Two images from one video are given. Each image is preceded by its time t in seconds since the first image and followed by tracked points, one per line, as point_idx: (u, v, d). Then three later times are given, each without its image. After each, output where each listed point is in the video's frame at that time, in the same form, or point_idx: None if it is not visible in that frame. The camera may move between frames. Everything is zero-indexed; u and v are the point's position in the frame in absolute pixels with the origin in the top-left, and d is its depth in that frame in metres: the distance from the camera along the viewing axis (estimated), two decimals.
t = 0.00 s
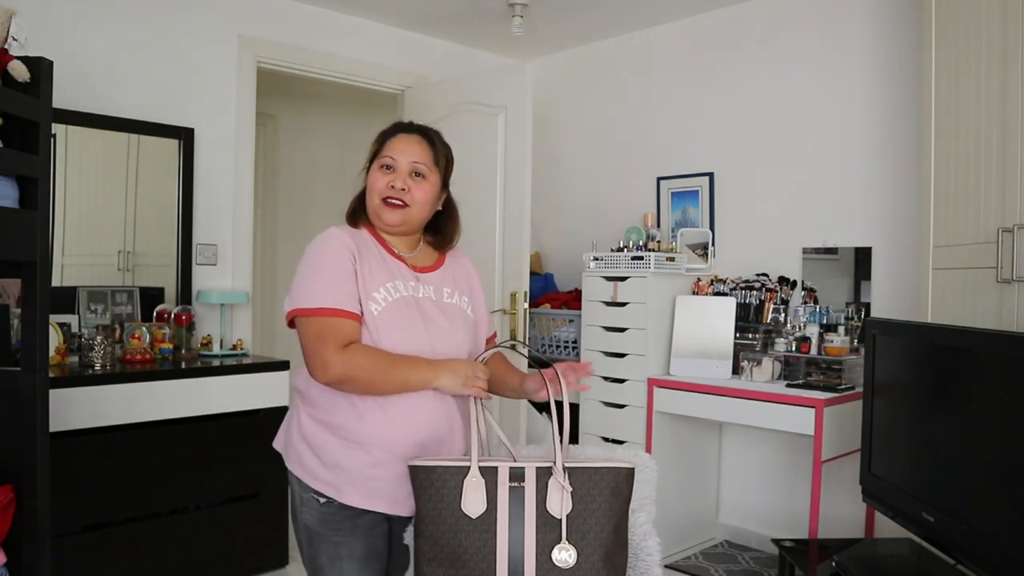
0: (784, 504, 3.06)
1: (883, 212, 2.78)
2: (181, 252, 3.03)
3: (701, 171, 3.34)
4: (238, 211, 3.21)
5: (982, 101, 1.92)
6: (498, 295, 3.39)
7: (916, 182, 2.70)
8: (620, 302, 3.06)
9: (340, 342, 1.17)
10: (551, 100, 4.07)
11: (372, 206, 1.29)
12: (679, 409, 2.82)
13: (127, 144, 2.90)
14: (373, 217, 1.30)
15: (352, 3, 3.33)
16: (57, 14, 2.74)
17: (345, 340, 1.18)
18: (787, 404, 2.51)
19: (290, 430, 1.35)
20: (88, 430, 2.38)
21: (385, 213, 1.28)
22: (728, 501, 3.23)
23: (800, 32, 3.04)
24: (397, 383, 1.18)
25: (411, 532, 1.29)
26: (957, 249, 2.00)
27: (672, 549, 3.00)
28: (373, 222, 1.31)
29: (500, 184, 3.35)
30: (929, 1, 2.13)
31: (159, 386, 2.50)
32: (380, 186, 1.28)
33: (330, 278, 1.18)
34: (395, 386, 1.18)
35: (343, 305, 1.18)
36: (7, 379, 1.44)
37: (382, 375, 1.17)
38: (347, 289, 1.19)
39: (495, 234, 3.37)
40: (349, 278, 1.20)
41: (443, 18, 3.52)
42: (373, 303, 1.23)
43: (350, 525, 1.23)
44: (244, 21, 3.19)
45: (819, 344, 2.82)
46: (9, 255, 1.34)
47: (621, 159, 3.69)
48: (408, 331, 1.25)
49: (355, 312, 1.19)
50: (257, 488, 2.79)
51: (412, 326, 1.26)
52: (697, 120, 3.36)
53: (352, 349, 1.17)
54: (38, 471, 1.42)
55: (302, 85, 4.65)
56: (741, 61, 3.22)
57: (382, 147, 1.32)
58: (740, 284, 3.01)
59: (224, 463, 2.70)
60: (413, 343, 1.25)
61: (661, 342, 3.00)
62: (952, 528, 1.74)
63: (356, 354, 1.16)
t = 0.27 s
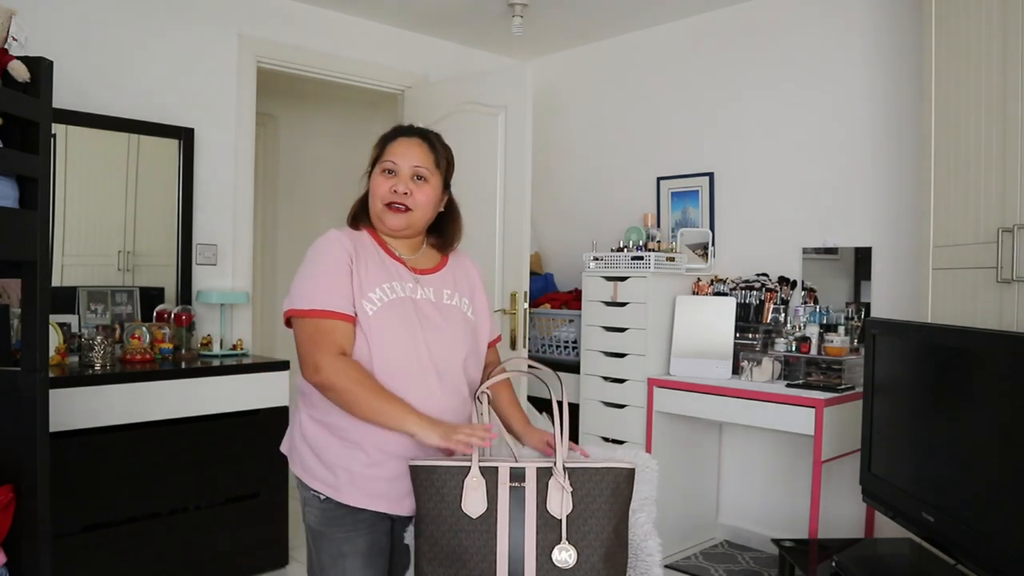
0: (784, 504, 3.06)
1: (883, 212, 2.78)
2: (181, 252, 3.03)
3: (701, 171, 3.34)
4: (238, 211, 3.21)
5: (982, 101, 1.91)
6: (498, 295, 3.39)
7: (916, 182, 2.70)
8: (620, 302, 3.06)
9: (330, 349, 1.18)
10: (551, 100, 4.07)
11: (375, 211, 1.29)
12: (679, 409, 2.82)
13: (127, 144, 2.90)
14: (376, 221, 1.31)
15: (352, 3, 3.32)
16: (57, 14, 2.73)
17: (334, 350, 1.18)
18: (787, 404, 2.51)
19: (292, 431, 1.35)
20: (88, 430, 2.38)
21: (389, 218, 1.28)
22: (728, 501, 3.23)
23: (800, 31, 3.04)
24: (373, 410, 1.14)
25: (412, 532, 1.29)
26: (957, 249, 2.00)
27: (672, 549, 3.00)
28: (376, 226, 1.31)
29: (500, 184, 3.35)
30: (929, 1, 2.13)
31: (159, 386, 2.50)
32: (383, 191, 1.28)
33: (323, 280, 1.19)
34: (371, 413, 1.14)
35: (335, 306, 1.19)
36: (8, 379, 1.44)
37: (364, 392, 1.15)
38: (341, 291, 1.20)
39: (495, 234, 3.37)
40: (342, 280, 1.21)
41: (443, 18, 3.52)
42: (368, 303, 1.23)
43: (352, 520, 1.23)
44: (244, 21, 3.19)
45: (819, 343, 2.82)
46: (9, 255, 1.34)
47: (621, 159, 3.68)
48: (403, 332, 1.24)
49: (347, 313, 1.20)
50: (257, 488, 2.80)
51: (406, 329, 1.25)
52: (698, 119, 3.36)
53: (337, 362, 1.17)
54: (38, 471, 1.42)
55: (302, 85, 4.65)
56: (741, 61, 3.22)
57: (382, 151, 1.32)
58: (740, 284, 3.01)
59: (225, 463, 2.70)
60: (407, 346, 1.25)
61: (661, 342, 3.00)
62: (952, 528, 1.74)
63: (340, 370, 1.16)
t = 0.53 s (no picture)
0: (784, 504, 3.06)
1: (883, 212, 2.78)
2: (181, 252, 3.03)
3: (701, 171, 3.34)
4: (238, 211, 3.21)
5: (982, 101, 1.91)
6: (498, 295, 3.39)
7: (916, 181, 2.70)
8: (620, 302, 3.06)
9: (330, 350, 1.18)
10: (551, 100, 4.07)
11: (383, 217, 1.30)
12: (679, 409, 2.82)
13: (127, 144, 2.90)
14: (384, 227, 1.31)
15: (352, 3, 3.32)
16: (57, 14, 2.73)
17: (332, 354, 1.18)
18: (787, 404, 2.51)
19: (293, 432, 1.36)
20: (88, 430, 2.38)
21: (399, 224, 1.29)
22: (728, 501, 3.23)
23: (800, 31, 3.03)
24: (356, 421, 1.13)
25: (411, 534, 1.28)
26: (957, 249, 2.00)
27: (672, 549, 3.00)
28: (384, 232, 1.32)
29: (500, 184, 3.35)
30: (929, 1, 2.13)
31: (159, 386, 2.50)
32: (390, 197, 1.28)
33: (323, 281, 1.20)
34: (354, 424, 1.14)
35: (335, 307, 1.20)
36: (8, 379, 1.44)
37: (355, 400, 1.15)
38: (340, 294, 1.21)
39: (495, 233, 3.37)
40: (341, 281, 1.21)
41: (443, 18, 3.52)
42: (367, 303, 1.23)
43: (348, 519, 1.23)
44: (244, 21, 3.19)
45: (819, 343, 2.82)
46: (9, 255, 1.34)
47: (621, 159, 3.68)
48: (401, 333, 1.24)
49: (346, 313, 1.20)
50: (257, 488, 2.80)
51: (404, 330, 1.24)
52: (698, 119, 3.36)
53: (331, 368, 1.17)
54: (38, 471, 1.42)
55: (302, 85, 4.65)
56: (741, 61, 3.22)
57: (385, 156, 1.32)
58: (740, 284, 3.01)
59: (225, 463, 2.70)
60: (404, 347, 1.24)
61: (661, 342, 3.00)
62: (952, 528, 1.74)
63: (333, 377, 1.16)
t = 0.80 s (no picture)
0: (784, 504, 3.06)
1: (883, 212, 2.78)
2: (180, 252, 3.03)
3: (701, 171, 3.34)
4: (238, 211, 3.21)
5: (982, 101, 1.91)
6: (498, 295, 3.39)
7: (916, 181, 2.70)
8: (620, 302, 3.06)
9: (326, 355, 1.20)
10: (551, 100, 4.07)
11: (381, 211, 1.29)
12: (679, 409, 2.82)
13: (127, 144, 2.90)
14: (382, 222, 1.31)
15: (352, 3, 3.32)
16: (57, 14, 2.73)
17: (328, 359, 1.19)
18: (787, 404, 2.51)
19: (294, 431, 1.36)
20: (88, 431, 2.38)
21: (396, 215, 1.28)
22: (728, 501, 3.23)
23: (800, 31, 3.04)
24: (350, 428, 1.15)
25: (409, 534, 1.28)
26: (957, 249, 2.00)
27: (672, 549, 3.00)
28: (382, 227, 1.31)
29: (500, 184, 3.35)
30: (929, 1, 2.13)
31: (159, 386, 2.50)
32: (387, 190, 1.28)
33: (317, 286, 1.21)
34: (349, 432, 1.15)
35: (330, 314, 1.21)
36: (8, 379, 1.44)
37: (349, 406, 1.16)
38: (334, 298, 1.21)
39: (495, 234, 3.37)
40: (335, 285, 1.21)
41: (443, 18, 3.52)
42: (362, 306, 1.23)
43: (344, 517, 1.23)
44: (244, 21, 3.19)
45: (819, 343, 2.82)
46: (9, 255, 1.34)
47: (621, 159, 3.68)
48: (396, 335, 1.24)
49: (340, 317, 1.21)
50: (257, 489, 2.80)
51: (400, 332, 1.24)
52: (698, 119, 3.36)
53: (325, 373, 1.18)
54: (38, 471, 1.42)
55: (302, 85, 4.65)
56: (741, 61, 3.22)
57: (380, 152, 1.32)
58: (740, 284, 3.01)
59: (224, 463, 2.70)
60: (400, 349, 1.24)
61: (661, 342, 3.00)
62: (952, 528, 1.74)
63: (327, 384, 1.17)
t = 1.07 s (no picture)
0: (784, 503, 3.06)
1: (883, 211, 2.79)
2: (181, 252, 3.03)
3: (701, 171, 3.34)
4: (238, 211, 3.21)
5: (982, 101, 1.91)
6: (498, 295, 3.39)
7: (916, 181, 2.70)
8: (620, 302, 3.06)
9: (297, 365, 1.21)
10: (550, 100, 4.07)
11: (374, 206, 1.28)
12: (679, 409, 2.82)
13: (127, 144, 2.90)
14: (375, 219, 1.29)
15: (352, 3, 3.32)
16: (57, 14, 2.73)
17: (297, 370, 1.20)
18: (787, 404, 2.51)
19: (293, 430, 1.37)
20: (88, 431, 2.38)
21: (389, 210, 1.27)
22: (728, 501, 3.23)
23: (800, 31, 3.04)
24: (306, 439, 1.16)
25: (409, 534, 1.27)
26: (957, 249, 2.00)
27: (672, 549, 3.00)
28: (376, 224, 1.30)
29: (500, 184, 3.35)
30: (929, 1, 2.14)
31: (159, 386, 2.50)
32: (381, 185, 1.27)
33: (296, 297, 1.21)
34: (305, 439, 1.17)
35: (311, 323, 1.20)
36: (7, 379, 1.44)
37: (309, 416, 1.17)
38: (314, 309, 1.20)
39: (495, 234, 3.37)
40: (315, 295, 1.21)
41: (443, 18, 3.52)
42: (346, 313, 1.22)
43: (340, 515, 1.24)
44: (244, 21, 3.19)
45: (819, 344, 2.82)
46: (8, 255, 1.34)
47: (621, 159, 3.68)
48: (381, 342, 1.22)
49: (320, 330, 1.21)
50: (257, 488, 2.80)
51: (385, 337, 1.23)
52: (697, 119, 3.36)
53: (292, 384, 1.19)
54: (38, 471, 1.42)
55: (302, 85, 4.65)
56: (741, 61, 3.22)
57: (375, 149, 1.31)
58: (740, 284, 3.01)
59: (224, 463, 2.70)
60: (385, 354, 1.23)
61: (661, 342, 3.00)
62: (952, 528, 1.74)
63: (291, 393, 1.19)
